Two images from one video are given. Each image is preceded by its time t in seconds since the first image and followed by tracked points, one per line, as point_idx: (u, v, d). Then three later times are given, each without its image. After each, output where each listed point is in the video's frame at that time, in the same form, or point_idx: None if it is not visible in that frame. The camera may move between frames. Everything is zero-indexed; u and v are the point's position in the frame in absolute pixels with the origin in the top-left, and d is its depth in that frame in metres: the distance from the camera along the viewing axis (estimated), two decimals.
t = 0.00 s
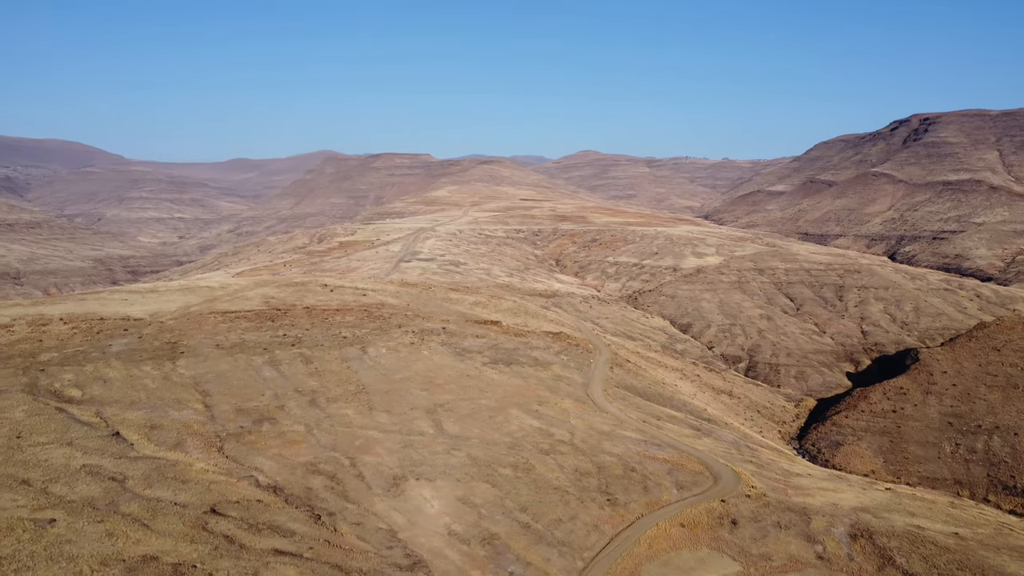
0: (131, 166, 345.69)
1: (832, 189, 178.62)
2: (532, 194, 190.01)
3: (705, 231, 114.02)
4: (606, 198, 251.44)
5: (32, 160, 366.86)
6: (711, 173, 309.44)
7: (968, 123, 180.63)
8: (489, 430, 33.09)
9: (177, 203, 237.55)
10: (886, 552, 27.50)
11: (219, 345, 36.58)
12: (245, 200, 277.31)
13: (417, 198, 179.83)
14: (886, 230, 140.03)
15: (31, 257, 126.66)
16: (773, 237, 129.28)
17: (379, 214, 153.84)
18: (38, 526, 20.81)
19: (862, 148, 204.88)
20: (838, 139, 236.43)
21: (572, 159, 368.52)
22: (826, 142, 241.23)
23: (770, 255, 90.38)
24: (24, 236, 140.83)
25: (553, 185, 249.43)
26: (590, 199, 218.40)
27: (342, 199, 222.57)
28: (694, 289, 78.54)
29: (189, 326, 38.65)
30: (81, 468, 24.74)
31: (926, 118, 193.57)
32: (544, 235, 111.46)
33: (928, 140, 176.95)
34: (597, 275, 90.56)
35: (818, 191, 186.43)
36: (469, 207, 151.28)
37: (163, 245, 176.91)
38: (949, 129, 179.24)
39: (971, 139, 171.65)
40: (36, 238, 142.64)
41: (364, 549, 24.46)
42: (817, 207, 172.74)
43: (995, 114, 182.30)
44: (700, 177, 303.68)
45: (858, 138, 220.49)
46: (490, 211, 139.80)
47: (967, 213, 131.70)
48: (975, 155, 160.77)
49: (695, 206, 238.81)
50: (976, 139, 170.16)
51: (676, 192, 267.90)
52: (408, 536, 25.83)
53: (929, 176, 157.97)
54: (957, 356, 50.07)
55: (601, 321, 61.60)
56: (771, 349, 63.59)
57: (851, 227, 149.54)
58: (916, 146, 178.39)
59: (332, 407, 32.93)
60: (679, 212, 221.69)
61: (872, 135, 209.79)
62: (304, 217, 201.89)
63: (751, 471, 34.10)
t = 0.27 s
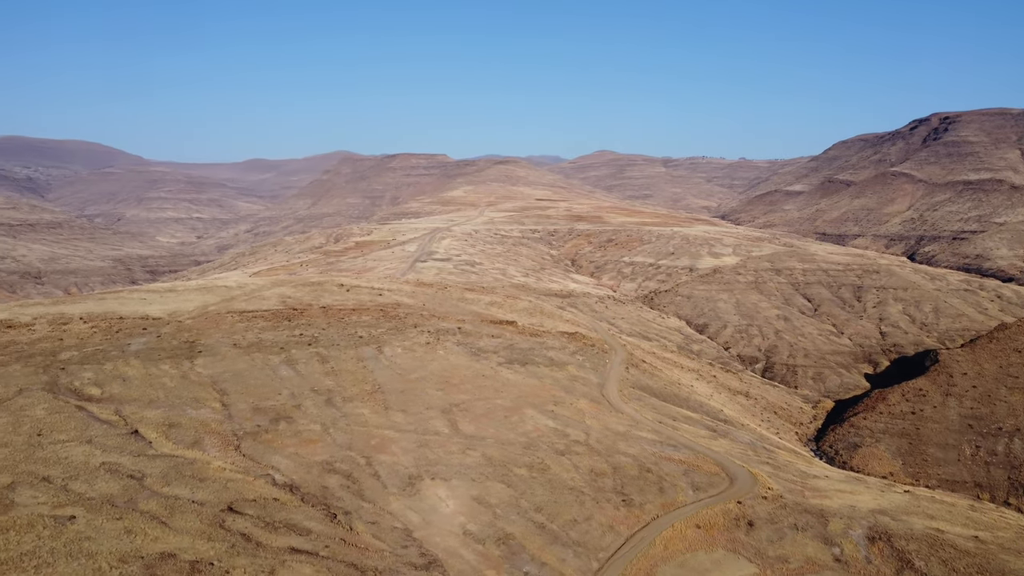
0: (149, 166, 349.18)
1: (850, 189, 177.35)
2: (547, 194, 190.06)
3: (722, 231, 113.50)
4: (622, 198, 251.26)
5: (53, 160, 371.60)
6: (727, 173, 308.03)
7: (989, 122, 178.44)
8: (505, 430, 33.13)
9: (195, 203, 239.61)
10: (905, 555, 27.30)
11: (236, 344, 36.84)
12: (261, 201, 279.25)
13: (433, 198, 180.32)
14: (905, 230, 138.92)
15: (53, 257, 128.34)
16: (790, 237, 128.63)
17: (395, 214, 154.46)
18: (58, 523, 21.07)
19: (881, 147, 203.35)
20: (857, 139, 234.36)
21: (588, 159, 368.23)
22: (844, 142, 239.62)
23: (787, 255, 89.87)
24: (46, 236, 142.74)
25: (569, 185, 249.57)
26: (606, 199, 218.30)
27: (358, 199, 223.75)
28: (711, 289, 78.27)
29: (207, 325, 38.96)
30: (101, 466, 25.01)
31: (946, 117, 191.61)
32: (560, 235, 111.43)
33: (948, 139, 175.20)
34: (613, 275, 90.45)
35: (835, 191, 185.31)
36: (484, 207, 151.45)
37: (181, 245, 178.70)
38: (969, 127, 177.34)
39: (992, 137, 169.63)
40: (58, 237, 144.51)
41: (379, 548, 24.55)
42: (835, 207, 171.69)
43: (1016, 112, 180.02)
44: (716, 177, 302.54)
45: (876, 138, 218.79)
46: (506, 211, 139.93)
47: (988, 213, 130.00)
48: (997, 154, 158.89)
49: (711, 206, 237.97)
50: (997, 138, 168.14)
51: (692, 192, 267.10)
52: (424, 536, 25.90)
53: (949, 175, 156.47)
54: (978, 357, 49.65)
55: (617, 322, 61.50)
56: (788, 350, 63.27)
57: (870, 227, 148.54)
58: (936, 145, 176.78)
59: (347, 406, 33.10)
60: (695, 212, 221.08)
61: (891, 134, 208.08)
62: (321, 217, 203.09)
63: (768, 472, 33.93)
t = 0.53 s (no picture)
0: (161, 166, 351.48)
1: (862, 189, 176.50)
2: (557, 194, 190.08)
3: (734, 231, 113.18)
4: (632, 199, 251.22)
5: (66, 161, 374.72)
6: (738, 173, 307.19)
7: (1003, 121, 176.80)
8: (514, 430, 33.15)
9: (207, 204, 240.97)
10: (916, 557, 27.15)
11: (247, 344, 36.99)
12: (272, 201, 280.59)
13: (443, 198, 180.68)
14: (918, 230, 138.20)
15: (66, 256, 129.45)
16: (802, 237, 128.07)
17: (405, 214, 154.86)
18: (71, 521, 21.22)
19: (894, 147, 202.35)
20: (869, 139, 233.03)
21: (598, 159, 368.43)
22: (856, 142, 238.58)
23: (799, 256, 89.50)
24: (60, 236, 144.01)
25: (579, 185, 249.55)
26: (616, 199, 218.24)
27: (369, 199, 224.43)
28: (721, 289, 78.05)
29: (218, 324, 39.16)
30: (113, 464, 25.18)
31: (960, 116, 190.27)
32: (570, 235, 111.40)
33: (962, 139, 174.06)
34: (623, 275, 90.37)
35: (848, 191, 184.52)
36: (495, 207, 151.58)
37: (193, 245, 179.89)
38: (983, 126, 175.99)
39: (1007, 137, 168.25)
40: (72, 238, 145.77)
41: (389, 547, 24.58)
42: (847, 207, 170.99)
43: None
44: (727, 177, 301.88)
45: (889, 138, 217.69)
46: (517, 211, 140.02)
47: (1002, 213, 128.19)
48: (1012, 153, 157.56)
49: (722, 206, 237.39)
50: (1012, 137, 166.66)
51: (703, 192, 266.51)
52: (433, 535, 25.92)
53: (963, 175, 155.40)
54: (990, 358, 49.44)
55: (627, 322, 61.45)
56: (799, 351, 63.02)
57: (882, 227, 147.89)
58: (950, 145, 175.62)
59: (357, 406, 33.20)
60: (706, 212, 220.73)
61: (904, 134, 206.89)
62: (331, 217, 203.88)
63: (779, 474, 33.81)
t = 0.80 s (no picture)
0: (168, 166, 352.46)
1: (869, 189, 175.96)
2: (563, 194, 190.00)
3: (740, 231, 112.95)
4: (637, 198, 251.09)
5: (74, 161, 376.28)
6: (745, 173, 306.58)
7: (1011, 120, 175.93)
8: (520, 430, 33.16)
9: (213, 204, 241.52)
10: (923, 558, 27.07)
11: (254, 344, 37.09)
12: (278, 201, 281.26)
13: (449, 198, 180.76)
14: (925, 230, 137.71)
15: (74, 256, 130.00)
16: (809, 237, 127.74)
17: (411, 214, 155.03)
18: (78, 520, 21.32)
19: (901, 147, 201.67)
20: (876, 139, 232.15)
21: (604, 158, 368.32)
22: (863, 141, 237.90)
23: (805, 256, 89.26)
24: (68, 236, 144.59)
25: (585, 184, 249.43)
26: (622, 198, 218.17)
27: (375, 199, 224.74)
28: (727, 289, 77.90)
29: (225, 324, 39.29)
30: (120, 463, 25.28)
31: (968, 115, 189.45)
32: (576, 235, 111.35)
33: (970, 138, 173.33)
34: (629, 275, 90.30)
35: (854, 190, 184.00)
36: (500, 207, 151.64)
37: (199, 245, 180.38)
38: (991, 126, 175.16)
39: (1015, 136, 167.36)
40: (79, 237, 146.32)
41: (395, 547, 24.60)
42: (854, 206, 170.51)
43: None
44: (733, 177, 301.39)
45: (896, 137, 216.94)
46: (523, 211, 140.00)
47: (1010, 212, 127.80)
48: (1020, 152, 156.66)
49: (729, 206, 236.91)
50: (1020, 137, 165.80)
51: (709, 192, 266.05)
52: (439, 535, 25.94)
53: (971, 175, 154.76)
54: (998, 359, 49.24)
55: (633, 322, 61.39)
56: (806, 351, 62.89)
57: (889, 227, 147.45)
58: (958, 144, 174.87)
59: (363, 406, 33.26)
60: (712, 212, 220.42)
61: (911, 133, 206.11)
62: (338, 217, 204.22)
63: (785, 474, 33.73)
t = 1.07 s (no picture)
0: (173, 165, 352.96)
1: (875, 188, 175.47)
2: (568, 193, 189.88)
3: (745, 231, 112.74)
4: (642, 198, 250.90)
5: (79, 161, 377.13)
6: (750, 172, 305.95)
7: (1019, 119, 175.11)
8: (525, 429, 33.18)
9: (218, 203, 241.84)
10: (929, 558, 27.01)
11: (259, 343, 37.17)
12: (283, 200, 281.71)
13: (454, 197, 180.64)
14: (931, 229, 137.30)
15: (80, 255, 130.32)
16: (814, 236, 127.45)
17: (416, 213, 155.08)
18: (85, 518, 21.40)
19: (907, 146, 201.05)
20: (882, 138, 231.39)
21: (609, 158, 368.04)
22: (869, 141, 237.26)
23: (811, 255, 89.06)
24: (73, 235, 144.94)
25: (590, 183, 249.18)
26: (627, 198, 218.02)
27: (379, 199, 224.93)
28: (733, 289, 77.75)
29: (230, 323, 39.37)
30: (126, 462, 25.35)
31: (974, 114, 188.69)
32: (581, 235, 111.25)
33: (977, 137, 172.71)
34: (634, 275, 90.20)
35: (860, 189, 183.52)
36: (505, 207, 151.62)
37: (204, 245, 180.57)
38: (998, 125, 174.37)
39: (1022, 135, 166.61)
40: (85, 237, 146.71)
41: (400, 546, 24.62)
42: (860, 206, 170.08)
43: None
44: (739, 176, 300.97)
45: (902, 136, 216.26)
46: (528, 211, 139.87)
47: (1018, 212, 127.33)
48: None
49: (734, 205, 236.52)
50: None
51: (714, 191, 265.54)
52: (444, 534, 25.97)
53: (977, 174, 154.16)
54: (1005, 359, 49.07)
55: (638, 321, 61.33)
56: (811, 351, 62.76)
57: (895, 227, 147.04)
58: (964, 143, 174.18)
59: (368, 405, 33.32)
60: (717, 211, 220.13)
61: (917, 132, 205.41)
62: (343, 217, 204.44)
63: (791, 474, 33.67)
